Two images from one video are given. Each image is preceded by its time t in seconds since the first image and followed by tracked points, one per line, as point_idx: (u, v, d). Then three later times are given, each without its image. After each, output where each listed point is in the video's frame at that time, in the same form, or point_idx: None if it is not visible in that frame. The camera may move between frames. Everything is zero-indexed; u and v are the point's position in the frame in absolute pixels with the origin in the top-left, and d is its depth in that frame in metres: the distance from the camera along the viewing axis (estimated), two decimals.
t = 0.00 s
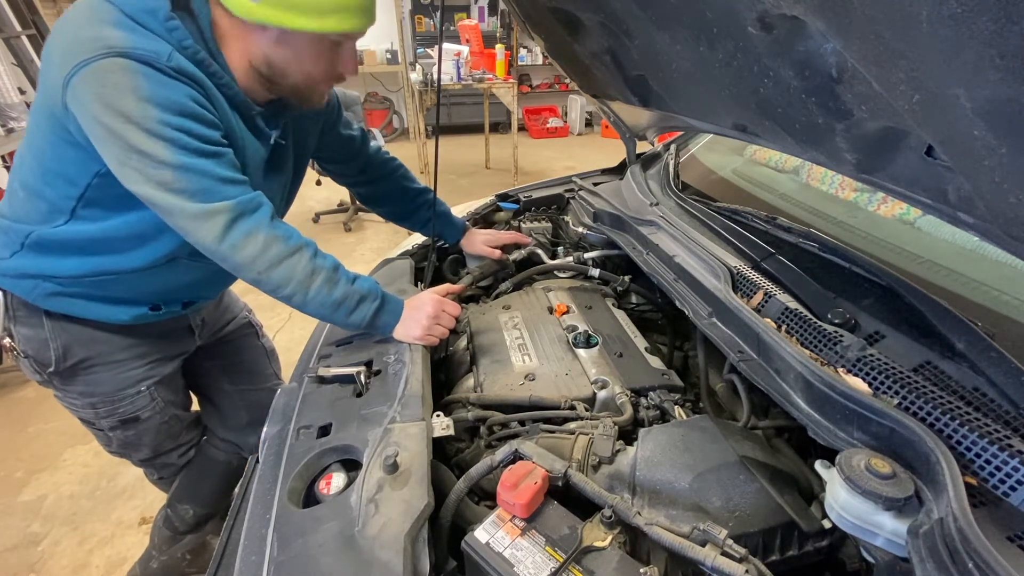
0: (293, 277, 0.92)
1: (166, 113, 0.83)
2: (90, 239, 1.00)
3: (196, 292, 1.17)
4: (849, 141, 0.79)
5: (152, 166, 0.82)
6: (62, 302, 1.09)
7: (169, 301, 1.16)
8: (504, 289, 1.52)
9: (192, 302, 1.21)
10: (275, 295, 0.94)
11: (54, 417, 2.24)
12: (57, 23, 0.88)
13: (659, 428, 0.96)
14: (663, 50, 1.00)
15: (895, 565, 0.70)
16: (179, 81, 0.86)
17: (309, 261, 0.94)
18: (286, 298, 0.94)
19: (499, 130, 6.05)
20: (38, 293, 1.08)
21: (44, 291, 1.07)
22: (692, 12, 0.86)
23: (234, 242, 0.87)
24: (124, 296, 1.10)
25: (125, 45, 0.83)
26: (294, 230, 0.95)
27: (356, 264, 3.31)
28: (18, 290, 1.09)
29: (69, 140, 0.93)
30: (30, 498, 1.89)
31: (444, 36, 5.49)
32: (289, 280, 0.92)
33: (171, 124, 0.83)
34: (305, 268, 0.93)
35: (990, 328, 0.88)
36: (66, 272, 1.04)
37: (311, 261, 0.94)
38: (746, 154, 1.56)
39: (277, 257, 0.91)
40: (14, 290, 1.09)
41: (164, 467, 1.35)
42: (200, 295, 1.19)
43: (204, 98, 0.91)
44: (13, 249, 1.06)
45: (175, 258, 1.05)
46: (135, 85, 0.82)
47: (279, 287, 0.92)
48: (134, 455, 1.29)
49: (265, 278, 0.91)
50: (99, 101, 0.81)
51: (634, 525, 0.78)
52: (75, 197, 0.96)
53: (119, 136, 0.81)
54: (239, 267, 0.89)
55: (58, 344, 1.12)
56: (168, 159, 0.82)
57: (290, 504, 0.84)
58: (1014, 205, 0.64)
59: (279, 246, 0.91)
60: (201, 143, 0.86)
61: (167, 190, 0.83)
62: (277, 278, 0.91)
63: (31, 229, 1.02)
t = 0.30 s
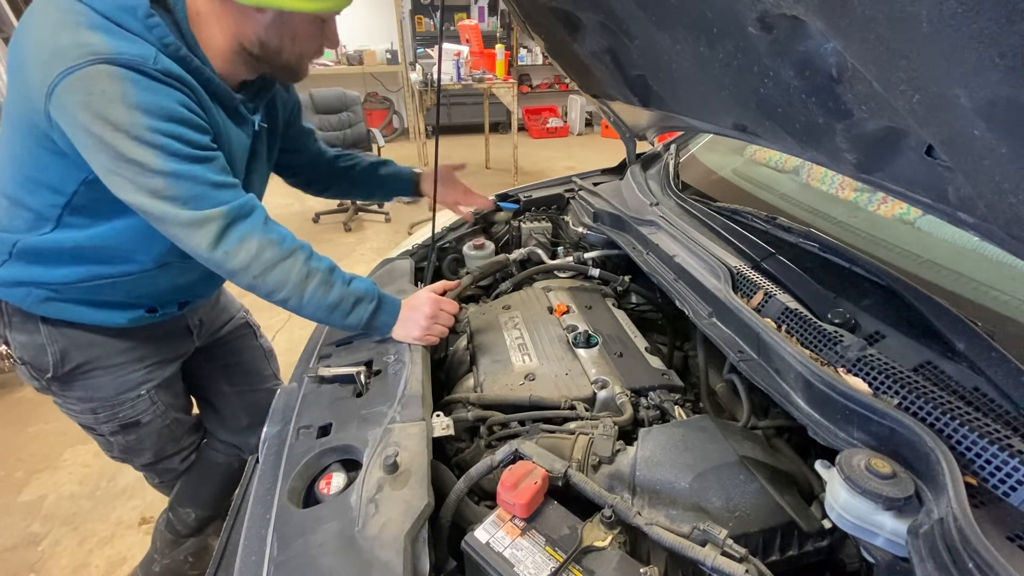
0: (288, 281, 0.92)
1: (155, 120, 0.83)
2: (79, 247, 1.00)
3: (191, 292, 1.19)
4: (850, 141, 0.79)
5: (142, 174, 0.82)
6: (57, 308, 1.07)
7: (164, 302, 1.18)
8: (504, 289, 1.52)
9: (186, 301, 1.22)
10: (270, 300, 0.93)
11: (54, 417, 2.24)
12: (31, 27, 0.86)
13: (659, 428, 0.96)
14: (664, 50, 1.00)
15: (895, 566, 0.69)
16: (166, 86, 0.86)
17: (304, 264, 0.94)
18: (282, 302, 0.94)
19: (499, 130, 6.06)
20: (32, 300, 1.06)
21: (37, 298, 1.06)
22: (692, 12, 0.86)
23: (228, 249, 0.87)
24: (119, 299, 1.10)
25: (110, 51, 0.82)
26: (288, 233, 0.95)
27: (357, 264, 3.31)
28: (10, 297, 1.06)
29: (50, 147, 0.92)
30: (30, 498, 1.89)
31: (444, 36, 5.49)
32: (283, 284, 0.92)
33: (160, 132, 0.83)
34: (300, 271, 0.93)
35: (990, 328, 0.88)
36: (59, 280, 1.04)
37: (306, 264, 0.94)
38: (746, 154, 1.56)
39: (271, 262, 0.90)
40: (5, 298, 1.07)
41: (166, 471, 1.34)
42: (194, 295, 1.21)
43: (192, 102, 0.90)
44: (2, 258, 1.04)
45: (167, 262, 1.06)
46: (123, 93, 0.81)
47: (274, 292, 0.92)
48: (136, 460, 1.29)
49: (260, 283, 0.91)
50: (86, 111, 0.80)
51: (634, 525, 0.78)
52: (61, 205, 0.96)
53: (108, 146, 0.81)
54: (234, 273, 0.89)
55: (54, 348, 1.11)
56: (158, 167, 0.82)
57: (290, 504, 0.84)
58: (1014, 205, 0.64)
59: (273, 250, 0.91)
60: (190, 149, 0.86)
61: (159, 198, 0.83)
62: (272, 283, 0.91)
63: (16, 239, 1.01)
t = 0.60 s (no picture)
0: (293, 276, 0.92)
1: (168, 113, 0.83)
2: (78, 247, 0.99)
3: (187, 292, 1.19)
4: (849, 141, 0.79)
5: (152, 165, 0.81)
6: (51, 312, 1.08)
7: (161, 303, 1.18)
8: (503, 289, 1.52)
9: (184, 302, 1.23)
10: (273, 296, 0.93)
11: (54, 417, 2.24)
12: (35, 22, 0.85)
13: (659, 428, 0.96)
14: (664, 51, 1.00)
15: (895, 565, 0.70)
16: (178, 82, 0.87)
17: (309, 260, 0.94)
18: (286, 298, 0.93)
19: (499, 130, 6.05)
20: (28, 304, 1.06)
21: (36, 302, 1.06)
22: (692, 13, 0.86)
23: (234, 242, 0.87)
24: (118, 301, 1.11)
25: (127, 45, 0.82)
26: (292, 229, 0.95)
27: (356, 264, 3.31)
28: (5, 302, 1.06)
29: (48, 142, 0.91)
30: (30, 498, 1.89)
31: (444, 36, 5.48)
32: (289, 279, 0.91)
33: (172, 124, 0.83)
34: (305, 266, 0.93)
35: (990, 328, 0.88)
36: (57, 282, 1.03)
37: (311, 260, 0.94)
38: (746, 154, 1.56)
39: (277, 256, 0.90)
40: None
41: (166, 474, 1.35)
42: (190, 295, 1.22)
43: (201, 99, 0.91)
44: None
45: (166, 259, 1.06)
46: (137, 85, 0.81)
47: (279, 287, 0.91)
48: (136, 463, 1.29)
49: (265, 278, 0.90)
50: (98, 101, 0.80)
51: (634, 525, 0.78)
52: (57, 204, 0.95)
53: (119, 136, 0.80)
54: (238, 267, 0.89)
55: (53, 352, 1.11)
56: (169, 159, 0.82)
57: (290, 503, 0.84)
58: (1014, 205, 0.64)
59: (279, 244, 0.91)
60: (199, 143, 0.86)
61: (167, 190, 0.82)
62: (277, 277, 0.91)
63: (14, 240, 1.00)
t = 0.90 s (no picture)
0: (292, 276, 0.92)
1: (171, 113, 0.83)
2: (78, 248, 0.99)
3: (183, 293, 1.20)
4: (849, 141, 0.79)
5: (153, 165, 0.81)
6: (47, 311, 1.08)
7: (157, 304, 1.18)
8: (503, 289, 1.52)
9: (178, 303, 1.23)
10: (271, 296, 0.93)
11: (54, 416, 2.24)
12: (41, 22, 0.86)
13: (659, 428, 0.96)
14: (664, 51, 1.00)
15: (895, 565, 0.70)
16: (183, 84, 0.87)
17: (308, 260, 0.94)
18: (285, 298, 0.93)
19: (499, 130, 6.05)
20: (24, 304, 1.06)
21: (32, 302, 1.06)
22: (692, 13, 0.86)
23: (234, 241, 0.87)
24: (114, 301, 1.11)
25: (134, 47, 0.82)
26: (292, 229, 0.95)
27: (356, 264, 3.31)
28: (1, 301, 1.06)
29: (49, 140, 0.91)
30: (30, 498, 1.89)
31: (444, 36, 5.48)
32: (288, 278, 0.91)
33: (175, 124, 0.83)
34: (305, 266, 0.93)
35: (990, 327, 0.88)
36: (56, 282, 1.04)
37: (310, 260, 0.94)
38: (746, 154, 1.56)
39: (277, 255, 0.90)
40: None
41: (163, 473, 1.34)
42: (186, 296, 1.22)
43: (203, 101, 0.92)
44: None
45: (166, 259, 1.06)
46: (142, 85, 0.82)
47: (278, 286, 0.91)
48: (131, 462, 1.28)
49: (264, 277, 0.90)
50: (102, 100, 0.80)
51: (634, 525, 0.78)
52: (57, 203, 0.95)
53: (121, 135, 0.80)
54: (237, 266, 0.88)
55: (48, 351, 1.10)
56: (171, 158, 0.82)
57: (290, 503, 0.84)
58: (1014, 205, 0.64)
59: (278, 244, 0.91)
60: (201, 144, 0.86)
61: (167, 189, 0.82)
62: (276, 277, 0.91)
63: (13, 240, 1.00)
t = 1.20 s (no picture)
0: (289, 276, 0.91)
1: (163, 115, 0.83)
2: (81, 245, 0.99)
3: (188, 292, 1.19)
4: (849, 141, 0.79)
5: (147, 167, 0.81)
6: (54, 305, 1.08)
7: (162, 302, 1.18)
8: (503, 289, 1.52)
9: (184, 302, 1.23)
10: (269, 295, 0.93)
11: (54, 417, 2.24)
12: (40, 23, 0.86)
13: (659, 428, 0.96)
14: (664, 51, 1.00)
15: (896, 566, 0.69)
16: (174, 85, 0.87)
17: (305, 259, 0.94)
18: (282, 298, 0.93)
19: (499, 130, 6.05)
20: (31, 299, 1.06)
21: (38, 296, 1.06)
22: (692, 12, 0.86)
23: (229, 242, 0.87)
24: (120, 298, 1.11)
25: (124, 48, 0.82)
26: (289, 229, 0.95)
27: (356, 264, 3.31)
28: (7, 296, 1.07)
29: (51, 139, 0.91)
30: (30, 498, 1.89)
31: (444, 36, 5.48)
32: (285, 279, 0.91)
33: (167, 125, 0.83)
34: (301, 266, 0.93)
35: (990, 328, 0.88)
36: (60, 278, 1.04)
37: (307, 259, 0.94)
38: (746, 154, 1.56)
39: (273, 256, 0.90)
40: (5, 297, 1.07)
41: (165, 470, 1.34)
42: (191, 295, 1.22)
43: (197, 102, 0.92)
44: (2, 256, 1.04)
45: (168, 259, 1.06)
46: (133, 87, 0.82)
47: (275, 286, 0.91)
48: (133, 459, 1.29)
49: (260, 278, 0.90)
50: (94, 103, 0.80)
51: (634, 525, 0.78)
52: (60, 200, 0.95)
53: (114, 138, 0.80)
54: (234, 267, 0.88)
55: (53, 347, 1.11)
56: (164, 160, 0.82)
57: (290, 503, 0.84)
58: (1014, 205, 0.64)
59: (274, 244, 0.91)
60: (195, 145, 0.86)
61: (161, 190, 0.82)
62: (273, 278, 0.91)
63: (18, 236, 1.01)
